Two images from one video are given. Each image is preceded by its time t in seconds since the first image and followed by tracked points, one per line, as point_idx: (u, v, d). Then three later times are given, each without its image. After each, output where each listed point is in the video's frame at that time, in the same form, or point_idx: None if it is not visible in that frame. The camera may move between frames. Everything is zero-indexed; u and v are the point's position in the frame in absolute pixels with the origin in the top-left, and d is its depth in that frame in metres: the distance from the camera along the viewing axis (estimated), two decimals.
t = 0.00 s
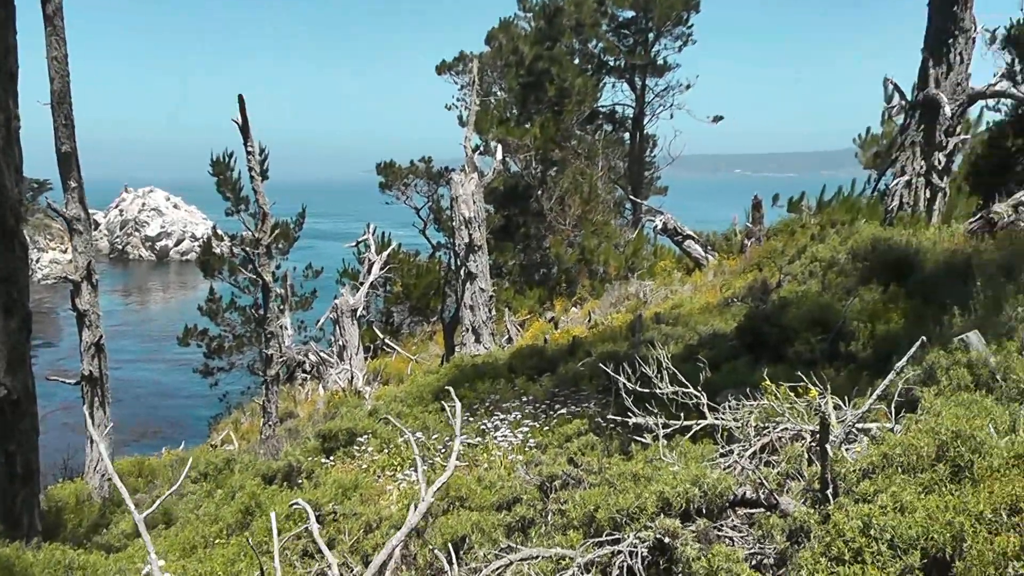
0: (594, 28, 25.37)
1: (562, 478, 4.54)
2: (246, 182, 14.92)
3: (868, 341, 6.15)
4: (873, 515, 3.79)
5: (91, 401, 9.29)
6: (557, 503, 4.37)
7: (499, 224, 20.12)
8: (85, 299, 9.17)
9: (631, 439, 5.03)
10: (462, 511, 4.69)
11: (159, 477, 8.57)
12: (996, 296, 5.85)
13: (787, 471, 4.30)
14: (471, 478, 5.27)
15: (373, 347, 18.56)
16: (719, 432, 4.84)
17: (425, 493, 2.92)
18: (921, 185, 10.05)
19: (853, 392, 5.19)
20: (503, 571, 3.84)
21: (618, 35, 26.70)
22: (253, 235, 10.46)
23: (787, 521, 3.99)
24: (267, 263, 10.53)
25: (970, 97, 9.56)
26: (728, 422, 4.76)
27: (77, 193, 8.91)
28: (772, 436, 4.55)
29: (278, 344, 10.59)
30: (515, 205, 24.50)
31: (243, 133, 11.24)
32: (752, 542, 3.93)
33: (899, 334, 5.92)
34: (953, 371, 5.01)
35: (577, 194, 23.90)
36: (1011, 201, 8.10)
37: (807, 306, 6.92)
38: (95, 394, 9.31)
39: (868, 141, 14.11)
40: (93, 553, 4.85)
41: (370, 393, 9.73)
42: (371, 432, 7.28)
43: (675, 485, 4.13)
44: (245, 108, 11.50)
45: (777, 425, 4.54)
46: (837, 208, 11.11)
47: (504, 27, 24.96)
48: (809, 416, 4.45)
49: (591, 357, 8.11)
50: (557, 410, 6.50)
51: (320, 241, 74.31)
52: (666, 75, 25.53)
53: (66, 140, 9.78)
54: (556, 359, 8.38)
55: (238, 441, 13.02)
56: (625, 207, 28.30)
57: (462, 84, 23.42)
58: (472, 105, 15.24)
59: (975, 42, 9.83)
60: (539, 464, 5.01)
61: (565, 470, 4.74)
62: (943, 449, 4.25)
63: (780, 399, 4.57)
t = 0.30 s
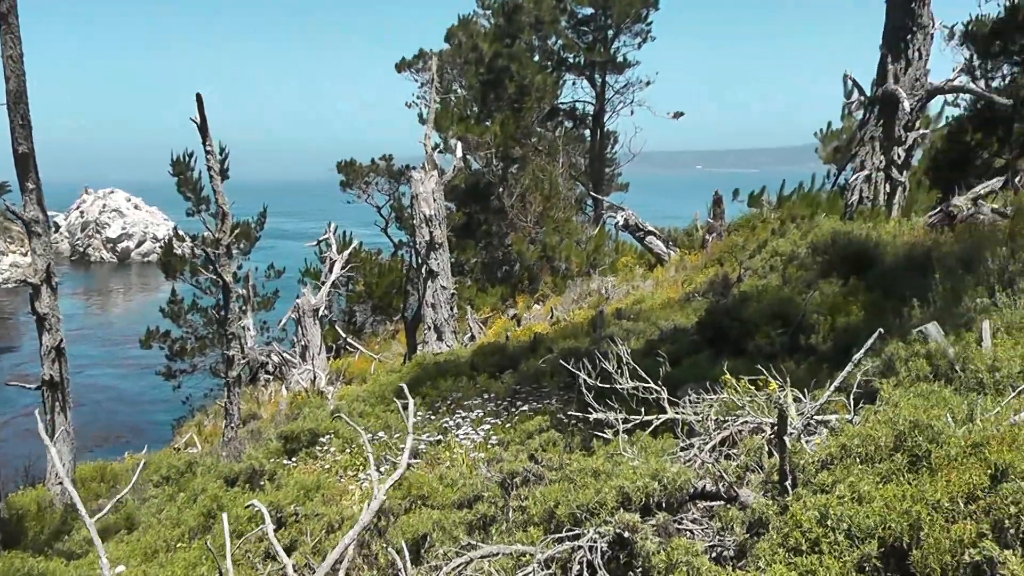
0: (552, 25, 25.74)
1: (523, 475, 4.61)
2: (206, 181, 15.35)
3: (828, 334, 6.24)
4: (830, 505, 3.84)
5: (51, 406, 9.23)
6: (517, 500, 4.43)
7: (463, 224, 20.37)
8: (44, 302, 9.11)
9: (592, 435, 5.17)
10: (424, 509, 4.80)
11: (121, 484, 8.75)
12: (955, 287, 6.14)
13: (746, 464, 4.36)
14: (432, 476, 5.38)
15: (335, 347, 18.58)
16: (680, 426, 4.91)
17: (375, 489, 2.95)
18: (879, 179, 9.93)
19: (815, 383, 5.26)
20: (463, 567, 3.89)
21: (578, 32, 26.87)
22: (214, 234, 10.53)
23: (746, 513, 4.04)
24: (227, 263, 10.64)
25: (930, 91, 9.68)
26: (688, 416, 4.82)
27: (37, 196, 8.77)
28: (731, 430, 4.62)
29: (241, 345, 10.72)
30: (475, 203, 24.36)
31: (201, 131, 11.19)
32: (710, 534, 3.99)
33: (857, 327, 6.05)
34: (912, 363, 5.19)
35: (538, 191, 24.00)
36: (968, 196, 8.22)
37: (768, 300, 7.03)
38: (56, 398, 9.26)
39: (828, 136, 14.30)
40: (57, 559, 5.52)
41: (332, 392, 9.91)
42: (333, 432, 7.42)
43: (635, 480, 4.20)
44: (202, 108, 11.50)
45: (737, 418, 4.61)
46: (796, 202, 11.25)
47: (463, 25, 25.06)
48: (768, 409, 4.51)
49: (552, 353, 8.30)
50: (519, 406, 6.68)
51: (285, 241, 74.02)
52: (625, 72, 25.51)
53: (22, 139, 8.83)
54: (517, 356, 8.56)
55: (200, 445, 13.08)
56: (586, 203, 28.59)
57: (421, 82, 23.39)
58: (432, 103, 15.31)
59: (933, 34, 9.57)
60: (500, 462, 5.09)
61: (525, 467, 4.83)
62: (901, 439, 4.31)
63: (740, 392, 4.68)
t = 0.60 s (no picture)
0: (516, 22, 26.38)
1: (481, 471, 4.63)
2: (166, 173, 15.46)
3: (787, 331, 6.36)
4: (786, 500, 3.88)
5: (11, 405, 8.76)
6: (475, 496, 4.46)
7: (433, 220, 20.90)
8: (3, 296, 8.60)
9: (552, 431, 5.23)
10: (382, 505, 4.91)
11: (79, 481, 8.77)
12: (915, 286, 6.27)
13: (704, 459, 4.40)
14: (391, 472, 5.52)
15: (296, 343, 18.50)
16: (639, 422, 4.96)
17: (326, 485, 2.76)
18: (841, 177, 10.37)
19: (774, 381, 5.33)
20: (420, 563, 3.89)
21: (541, 28, 27.22)
22: (174, 228, 10.44)
23: (703, 508, 4.07)
24: (187, 259, 10.58)
25: (890, 92, 9.84)
26: (647, 412, 4.87)
27: None
28: (690, 425, 4.67)
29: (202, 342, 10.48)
30: (437, 198, 24.34)
31: (162, 125, 11.07)
32: (668, 529, 4.02)
33: (816, 323, 6.12)
34: (870, 359, 5.27)
35: (500, 187, 24.07)
36: (928, 196, 8.40)
37: (728, 297, 7.09)
38: (15, 397, 8.78)
39: (790, 136, 14.84)
40: (12, 559, 5.52)
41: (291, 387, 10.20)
42: (293, 429, 7.62)
43: (593, 475, 4.23)
44: (163, 102, 11.40)
45: (696, 414, 4.66)
46: (759, 201, 11.25)
47: (427, 20, 25.82)
48: (726, 405, 4.55)
49: (512, 349, 8.38)
50: (480, 401, 6.76)
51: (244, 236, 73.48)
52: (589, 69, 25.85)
53: None
54: (477, 352, 8.60)
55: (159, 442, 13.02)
56: (548, 200, 28.83)
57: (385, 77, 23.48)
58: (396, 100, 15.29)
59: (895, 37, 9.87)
60: (457, 458, 5.12)
61: (483, 462, 4.86)
62: (857, 434, 4.36)
63: (698, 388, 4.73)
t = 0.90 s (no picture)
0: (476, 18, 25.85)
1: (440, 467, 4.72)
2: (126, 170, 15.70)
3: (747, 325, 6.50)
4: (742, 492, 3.93)
5: None
6: (435, 492, 4.53)
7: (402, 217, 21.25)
8: None
9: (512, 427, 5.34)
10: (343, 503, 5.01)
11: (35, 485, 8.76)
12: (873, 280, 6.41)
13: (662, 452, 4.46)
14: (352, 470, 5.61)
15: (258, 341, 18.46)
16: (598, 416, 5.04)
17: (278, 480, 2.60)
18: (801, 174, 10.46)
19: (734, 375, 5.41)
20: (379, 560, 3.89)
21: (503, 24, 27.25)
22: (133, 225, 10.65)
23: (661, 501, 4.12)
24: (147, 256, 10.82)
25: (850, 90, 9.69)
26: (606, 407, 4.98)
27: None
28: (649, 419, 4.74)
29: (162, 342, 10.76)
30: (398, 195, 24.60)
31: (120, 120, 11.15)
32: (624, 521, 4.07)
33: (775, 317, 6.33)
34: (829, 352, 5.34)
35: (462, 183, 23.97)
36: (889, 193, 8.65)
37: (688, 291, 7.23)
38: None
39: (751, 132, 15.11)
40: None
41: (251, 385, 10.26)
42: (255, 428, 7.82)
43: (551, 471, 4.29)
44: (121, 99, 11.43)
45: (655, 407, 4.73)
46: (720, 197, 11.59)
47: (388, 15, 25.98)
48: (684, 399, 4.63)
49: (473, 345, 8.44)
50: (442, 399, 6.83)
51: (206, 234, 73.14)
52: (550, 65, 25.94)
53: None
54: (439, 348, 8.62)
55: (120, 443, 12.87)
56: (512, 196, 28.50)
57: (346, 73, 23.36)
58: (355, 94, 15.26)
59: (854, 35, 9.78)
60: (418, 455, 5.21)
61: (443, 459, 4.94)
62: (813, 426, 4.43)
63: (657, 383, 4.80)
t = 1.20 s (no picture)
0: (424, 13, 26.28)
1: (384, 465, 4.83)
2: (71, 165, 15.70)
3: (693, 319, 6.65)
4: (681, 484, 3.99)
5: None
6: (379, 490, 4.60)
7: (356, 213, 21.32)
8: None
9: (458, 423, 5.51)
10: (289, 501, 5.08)
11: None
12: (818, 275, 6.59)
13: (605, 446, 4.54)
14: (298, 467, 5.66)
15: (204, 339, 18.24)
16: (543, 412, 5.12)
17: (217, 477, 2.73)
18: (748, 171, 10.67)
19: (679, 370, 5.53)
20: (323, 559, 3.93)
21: (450, 19, 27.46)
22: (79, 222, 10.77)
23: (603, 495, 4.18)
24: (92, 252, 10.87)
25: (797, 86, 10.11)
26: (551, 403, 5.06)
27: None
28: (592, 414, 4.84)
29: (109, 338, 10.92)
30: (346, 189, 24.06)
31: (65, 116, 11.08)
32: (567, 515, 4.14)
33: (718, 313, 6.51)
34: (773, 346, 5.44)
35: (410, 179, 23.87)
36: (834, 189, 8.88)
37: (634, 286, 7.29)
38: None
39: (697, 129, 15.41)
40: None
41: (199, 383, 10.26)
42: (200, 428, 7.90)
43: (495, 467, 4.34)
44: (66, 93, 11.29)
45: (600, 402, 4.85)
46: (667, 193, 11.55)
47: (335, 9, 25.62)
48: (628, 393, 4.76)
49: (420, 341, 8.49)
50: (388, 395, 6.89)
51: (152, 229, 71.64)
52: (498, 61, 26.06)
53: None
54: (385, 345, 8.63)
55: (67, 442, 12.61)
56: (459, 192, 28.86)
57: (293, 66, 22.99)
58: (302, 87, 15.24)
59: (800, 33, 10.16)
60: (364, 453, 5.32)
61: (387, 457, 5.03)
62: (754, 419, 4.52)
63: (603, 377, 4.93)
